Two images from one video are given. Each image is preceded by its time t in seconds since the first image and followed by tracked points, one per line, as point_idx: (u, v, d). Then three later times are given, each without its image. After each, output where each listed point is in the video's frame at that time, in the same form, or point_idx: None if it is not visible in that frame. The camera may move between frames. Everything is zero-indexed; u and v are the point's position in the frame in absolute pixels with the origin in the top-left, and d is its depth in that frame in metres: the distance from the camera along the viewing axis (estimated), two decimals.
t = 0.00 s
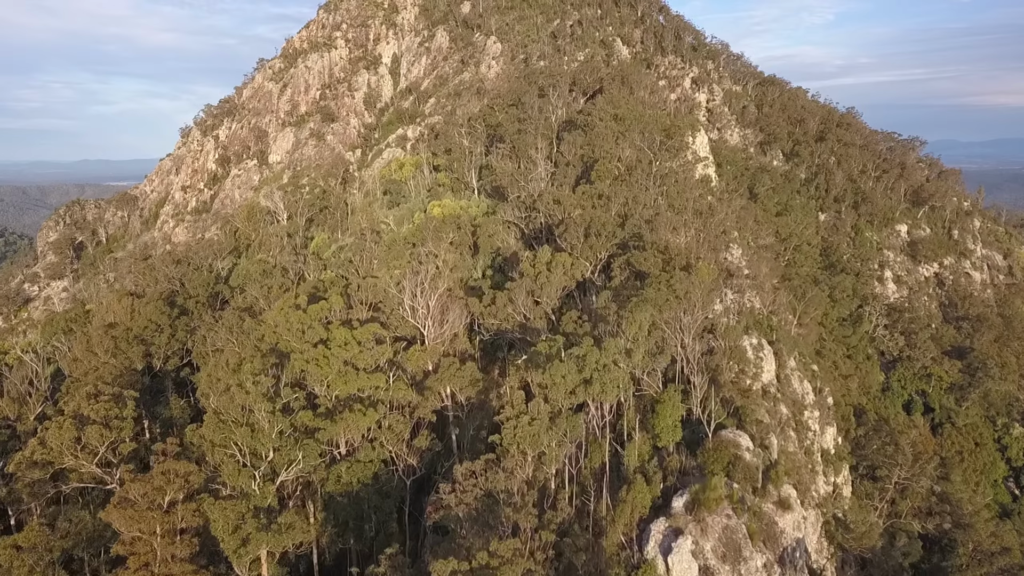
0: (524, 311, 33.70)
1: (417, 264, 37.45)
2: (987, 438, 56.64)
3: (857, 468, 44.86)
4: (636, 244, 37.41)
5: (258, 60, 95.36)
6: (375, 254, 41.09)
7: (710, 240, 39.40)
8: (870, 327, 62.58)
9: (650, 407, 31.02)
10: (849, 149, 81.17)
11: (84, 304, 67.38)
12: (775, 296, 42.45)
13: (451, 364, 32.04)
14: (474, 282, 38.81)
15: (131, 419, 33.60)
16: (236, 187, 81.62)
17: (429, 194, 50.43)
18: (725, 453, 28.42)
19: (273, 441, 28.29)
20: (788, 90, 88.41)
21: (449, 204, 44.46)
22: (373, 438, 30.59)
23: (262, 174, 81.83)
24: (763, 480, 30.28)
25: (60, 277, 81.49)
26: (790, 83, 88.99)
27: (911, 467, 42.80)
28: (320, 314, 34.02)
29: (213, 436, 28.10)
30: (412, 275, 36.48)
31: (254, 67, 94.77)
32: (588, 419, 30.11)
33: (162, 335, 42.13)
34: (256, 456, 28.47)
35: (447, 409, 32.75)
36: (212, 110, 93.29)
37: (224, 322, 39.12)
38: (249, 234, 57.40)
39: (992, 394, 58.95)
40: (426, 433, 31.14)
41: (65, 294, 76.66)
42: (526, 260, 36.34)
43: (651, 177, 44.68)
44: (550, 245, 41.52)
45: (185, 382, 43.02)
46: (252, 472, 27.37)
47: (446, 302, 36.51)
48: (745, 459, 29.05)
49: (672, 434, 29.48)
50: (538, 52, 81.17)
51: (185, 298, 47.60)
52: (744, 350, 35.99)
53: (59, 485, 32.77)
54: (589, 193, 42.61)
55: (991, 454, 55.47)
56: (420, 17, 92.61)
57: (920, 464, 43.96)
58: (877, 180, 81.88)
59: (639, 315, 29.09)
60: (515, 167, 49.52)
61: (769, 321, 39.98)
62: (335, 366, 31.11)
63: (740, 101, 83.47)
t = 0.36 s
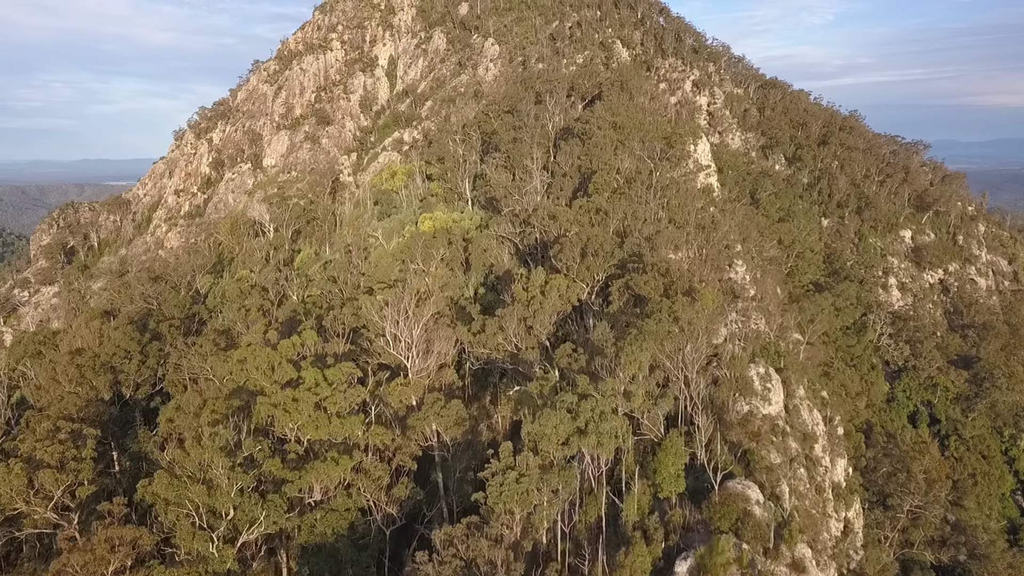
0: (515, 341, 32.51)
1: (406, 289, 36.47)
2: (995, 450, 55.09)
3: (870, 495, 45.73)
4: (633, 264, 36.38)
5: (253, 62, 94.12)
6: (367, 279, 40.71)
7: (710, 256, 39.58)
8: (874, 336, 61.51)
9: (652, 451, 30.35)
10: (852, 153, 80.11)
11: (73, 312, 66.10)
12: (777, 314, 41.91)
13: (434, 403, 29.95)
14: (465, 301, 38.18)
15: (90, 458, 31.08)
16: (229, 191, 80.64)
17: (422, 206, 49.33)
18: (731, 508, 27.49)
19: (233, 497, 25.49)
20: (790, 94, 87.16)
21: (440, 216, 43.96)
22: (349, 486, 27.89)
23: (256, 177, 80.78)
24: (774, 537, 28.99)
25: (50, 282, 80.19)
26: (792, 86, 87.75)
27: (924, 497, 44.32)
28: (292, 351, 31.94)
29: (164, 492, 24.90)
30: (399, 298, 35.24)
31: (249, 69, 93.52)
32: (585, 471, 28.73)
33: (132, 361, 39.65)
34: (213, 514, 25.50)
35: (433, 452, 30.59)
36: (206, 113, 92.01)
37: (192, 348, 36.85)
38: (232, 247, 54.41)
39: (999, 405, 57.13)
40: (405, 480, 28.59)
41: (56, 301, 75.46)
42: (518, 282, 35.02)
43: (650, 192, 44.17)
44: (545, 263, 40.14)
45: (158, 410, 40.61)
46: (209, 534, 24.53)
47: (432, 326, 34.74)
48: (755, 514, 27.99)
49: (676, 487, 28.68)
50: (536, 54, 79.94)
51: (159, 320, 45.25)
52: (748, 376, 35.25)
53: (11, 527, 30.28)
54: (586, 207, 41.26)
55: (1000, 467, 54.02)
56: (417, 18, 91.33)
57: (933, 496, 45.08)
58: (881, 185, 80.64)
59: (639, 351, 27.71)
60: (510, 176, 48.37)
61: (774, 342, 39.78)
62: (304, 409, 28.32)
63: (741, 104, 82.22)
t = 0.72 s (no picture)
0: (504, 377, 31.30)
1: (392, 314, 34.64)
2: (1004, 463, 53.64)
3: (881, 524, 45.50)
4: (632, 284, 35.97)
5: (248, 64, 92.85)
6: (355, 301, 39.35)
7: (713, 275, 39.17)
8: (879, 345, 60.14)
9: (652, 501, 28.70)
10: (855, 157, 78.95)
11: (62, 318, 64.82)
12: (783, 336, 41.60)
13: (416, 447, 27.59)
14: (456, 323, 37.52)
15: (44, 504, 28.97)
16: (223, 196, 79.69)
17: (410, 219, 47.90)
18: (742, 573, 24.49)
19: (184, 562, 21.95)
20: (793, 96, 85.80)
21: (432, 230, 42.94)
22: (321, 542, 24.09)
23: (250, 181, 79.80)
24: None
25: (41, 287, 78.95)
26: (795, 89, 86.50)
27: (940, 528, 44.71)
28: (256, 396, 28.88)
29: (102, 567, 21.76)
30: (384, 323, 33.36)
31: (244, 71, 92.24)
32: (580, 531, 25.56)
33: (97, 393, 37.87)
34: None
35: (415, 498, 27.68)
36: (200, 115, 90.64)
37: (160, 378, 35.26)
38: (214, 261, 52.63)
39: (1008, 416, 55.94)
40: (381, 538, 24.89)
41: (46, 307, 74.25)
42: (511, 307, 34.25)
43: (650, 207, 43.75)
44: (540, 280, 39.57)
45: (124, 443, 38.67)
46: None
47: (417, 356, 32.87)
48: None
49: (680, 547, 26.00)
50: (535, 56, 78.71)
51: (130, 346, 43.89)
52: (756, 412, 34.50)
53: None
54: (584, 223, 40.26)
55: (1009, 481, 52.54)
56: (414, 19, 90.09)
57: (948, 527, 45.70)
58: (885, 190, 79.33)
59: (636, 397, 26.11)
60: (504, 187, 47.34)
61: (782, 371, 39.58)
62: (268, 459, 25.05)
63: (743, 107, 80.99)
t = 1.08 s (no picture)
0: (494, 415, 29.44)
1: (377, 341, 33.16)
2: (1011, 474, 52.22)
3: (891, 553, 42.63)
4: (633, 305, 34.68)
5: (244, 65, 91.73)
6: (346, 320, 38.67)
7: (714, 295, 38.45)
8: (884, 353, 59.03)
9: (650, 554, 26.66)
10: (858, 161, 77.83)
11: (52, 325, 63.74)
12: (787, 356, 41.14)
13: (398, 492, 26.02)
14: (447, 347, 36.35)
15: None
16: (217, 200, 78.73)
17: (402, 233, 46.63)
18: None
19: None
20: (795, 99, 84.61)
21: (422, 243, 41.84)
22: None
23: (245, 185, 78.82)
24: None
25: (33, 292, 77.79)
26: (796, 91, 85.42)
27: (955, 559, 41.61)
28: (219, 443, 27.09)
29: None
30: (368, 352, 31.57)
31: (239, 72, 91.12)
32: None
33: (62, 424, 37.08)
34: None
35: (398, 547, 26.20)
36: (195, 117, 89.44)
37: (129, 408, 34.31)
38: (198, 275, 51.61)
39: (1015, 427, 54.73)
40: None
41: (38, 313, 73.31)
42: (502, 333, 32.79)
43: (650, 220, 43.04)
44: (534, 295, 38.96)
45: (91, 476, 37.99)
46: None
47: (400, 389, 31.28)
48: None
49: None
50: (533, 59, 77.60)
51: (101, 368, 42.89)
52: (763, 448, 33.52)
53: None
54: (579, 239, 38.78)
55: (1016, 494, 51.10)
56: (411, 21, 88.97)
57: (965, 558, 42.47)
58: (888, 194, 78.18)
59: (632, 444, 24.54)
60: (499, 198, 46.44)
61: (790, 399, 38.74)
62: (228, 518, 23.03)
63: (745, 110, 79.83)
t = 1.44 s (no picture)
0: (481, 461, 27.58)
1: (358, 373, 31.29)
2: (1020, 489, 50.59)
3: None
4: (630, 330, 33.41)
5: (239, 67, 90.48)
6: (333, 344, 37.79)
7: (714, 317, 37.18)
8: (889, 363, 57.79)
9: None
10: (862, 165, 76.49)
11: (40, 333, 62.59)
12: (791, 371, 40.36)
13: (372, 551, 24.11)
14: (435, 373, 34.97)
15: None
16: (211, 204, 77.55)
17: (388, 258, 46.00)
18: None
19: None
20: (797, 102, 83.32)
21: (412, 259, 40.72)
22: None
23: (239, 189, 77.70)
24: None
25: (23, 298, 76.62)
26: (799, 94, 84.17)
27: None
28: (167, 506, 24.78)
29: None
30: (346, 389, 29.43)
31: (234, 74, 89.86)
32: None
33: (18, 464, 34.61)
34: None
35: None
36: (188, 119, 88.09)
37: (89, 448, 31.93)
38: (177, 291, 50.40)
39: None
40: None
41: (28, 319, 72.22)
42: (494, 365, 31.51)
43: (650, 236, 41.81)
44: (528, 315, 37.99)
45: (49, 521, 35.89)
46: None
47: (377, 433, 29.61)
48: None
49: None
50: (532, 61, 76.28)
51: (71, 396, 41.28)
52: (770, 493, 30.37)
53: None
54: (574, 258, 37.83)
55: None
56: (408, 21, 87.68)
57: None
58: (893, 199, 76.92)
59: (631, 502, 22.76)
60: (493, 210, 45.36)
61: (799, 434, 36.68)
62: None
63: (746, 113, 78.51)
